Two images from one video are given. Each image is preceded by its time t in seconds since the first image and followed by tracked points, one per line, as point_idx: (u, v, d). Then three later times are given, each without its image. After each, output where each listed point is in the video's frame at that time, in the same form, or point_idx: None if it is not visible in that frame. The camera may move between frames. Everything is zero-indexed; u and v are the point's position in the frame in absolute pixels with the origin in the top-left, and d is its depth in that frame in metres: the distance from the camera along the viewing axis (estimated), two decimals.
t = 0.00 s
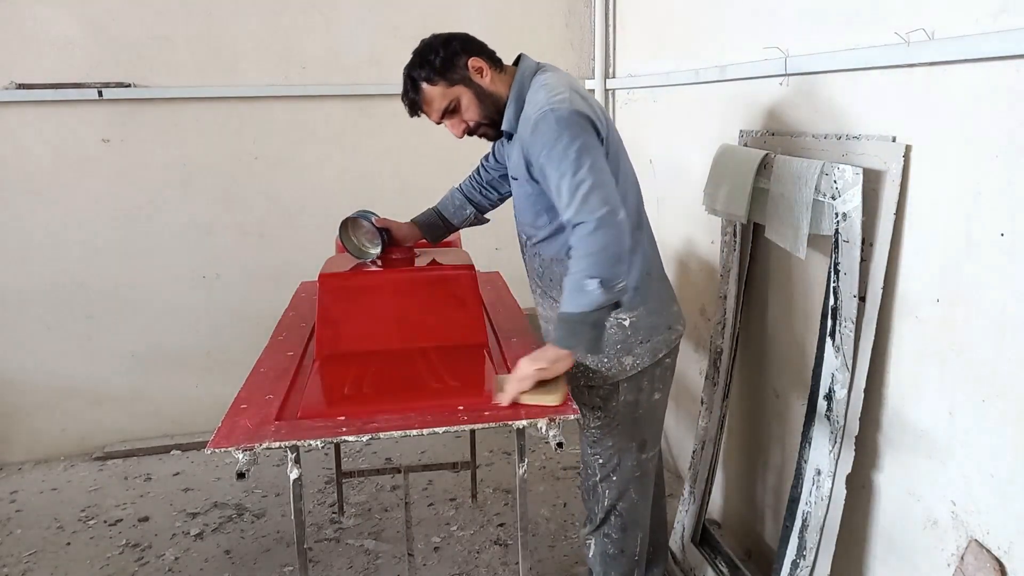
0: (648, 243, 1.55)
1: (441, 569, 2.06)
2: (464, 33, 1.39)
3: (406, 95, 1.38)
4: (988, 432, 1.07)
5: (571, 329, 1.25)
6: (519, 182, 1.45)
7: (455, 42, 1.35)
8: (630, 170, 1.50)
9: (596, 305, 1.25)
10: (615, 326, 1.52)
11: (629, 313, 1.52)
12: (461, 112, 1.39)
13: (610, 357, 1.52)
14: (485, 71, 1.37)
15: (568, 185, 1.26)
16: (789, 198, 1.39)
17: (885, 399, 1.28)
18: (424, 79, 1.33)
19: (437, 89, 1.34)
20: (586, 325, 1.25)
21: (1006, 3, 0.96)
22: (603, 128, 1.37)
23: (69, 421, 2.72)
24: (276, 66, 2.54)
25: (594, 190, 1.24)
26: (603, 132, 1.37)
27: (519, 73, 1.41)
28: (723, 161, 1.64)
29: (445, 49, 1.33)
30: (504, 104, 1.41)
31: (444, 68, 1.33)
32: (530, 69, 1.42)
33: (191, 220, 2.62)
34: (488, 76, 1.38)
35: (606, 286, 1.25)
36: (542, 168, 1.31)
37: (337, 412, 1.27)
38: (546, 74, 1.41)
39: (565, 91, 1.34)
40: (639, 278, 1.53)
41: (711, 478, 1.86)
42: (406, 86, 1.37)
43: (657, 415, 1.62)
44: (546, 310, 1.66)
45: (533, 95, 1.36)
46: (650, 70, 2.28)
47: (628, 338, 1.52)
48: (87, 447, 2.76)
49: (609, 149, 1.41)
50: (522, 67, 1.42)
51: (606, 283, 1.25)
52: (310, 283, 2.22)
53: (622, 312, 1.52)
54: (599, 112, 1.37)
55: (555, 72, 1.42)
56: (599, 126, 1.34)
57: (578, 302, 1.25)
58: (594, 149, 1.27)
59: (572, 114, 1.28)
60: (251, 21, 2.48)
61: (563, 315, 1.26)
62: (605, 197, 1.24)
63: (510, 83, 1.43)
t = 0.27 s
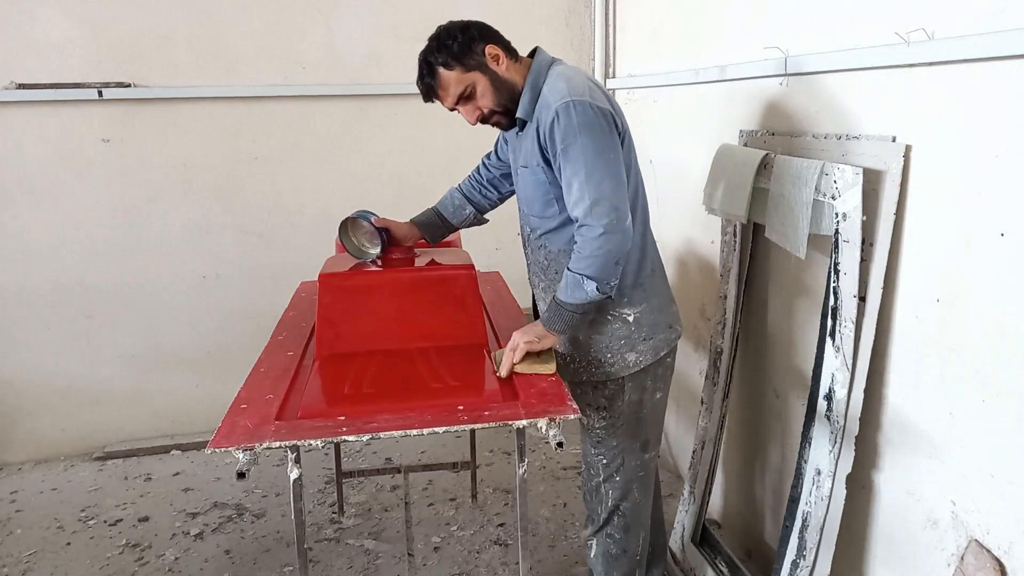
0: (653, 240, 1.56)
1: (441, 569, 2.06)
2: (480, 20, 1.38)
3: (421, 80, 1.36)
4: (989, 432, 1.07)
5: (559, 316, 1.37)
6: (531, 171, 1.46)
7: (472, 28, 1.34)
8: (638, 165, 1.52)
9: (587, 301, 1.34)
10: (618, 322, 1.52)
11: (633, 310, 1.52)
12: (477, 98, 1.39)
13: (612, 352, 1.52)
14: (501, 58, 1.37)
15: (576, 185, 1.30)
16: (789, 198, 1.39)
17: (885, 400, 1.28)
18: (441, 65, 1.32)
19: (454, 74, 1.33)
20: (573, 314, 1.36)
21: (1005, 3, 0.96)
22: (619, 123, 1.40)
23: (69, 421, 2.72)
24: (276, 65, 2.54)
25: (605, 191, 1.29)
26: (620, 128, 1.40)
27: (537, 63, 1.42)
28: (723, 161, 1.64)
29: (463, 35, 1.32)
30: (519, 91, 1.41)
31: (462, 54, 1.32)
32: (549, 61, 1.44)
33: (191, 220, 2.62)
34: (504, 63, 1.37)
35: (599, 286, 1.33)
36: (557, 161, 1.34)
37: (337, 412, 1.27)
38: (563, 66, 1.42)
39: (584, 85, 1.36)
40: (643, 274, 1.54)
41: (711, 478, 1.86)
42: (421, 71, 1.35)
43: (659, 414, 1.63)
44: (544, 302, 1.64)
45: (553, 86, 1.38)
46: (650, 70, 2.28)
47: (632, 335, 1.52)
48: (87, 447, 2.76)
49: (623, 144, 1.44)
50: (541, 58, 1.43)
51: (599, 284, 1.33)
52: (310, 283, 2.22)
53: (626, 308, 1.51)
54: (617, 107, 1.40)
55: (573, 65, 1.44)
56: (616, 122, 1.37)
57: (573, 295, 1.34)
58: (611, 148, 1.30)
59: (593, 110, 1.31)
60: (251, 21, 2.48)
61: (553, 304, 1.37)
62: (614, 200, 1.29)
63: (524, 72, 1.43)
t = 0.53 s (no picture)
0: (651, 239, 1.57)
1: (441, 569, 2.06)
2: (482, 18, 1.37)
3: (425, 80, 1.36)
4: (989, 432, 1.07)
5: (559, 319, 1.31)
6: (532, 170, 1.46)
7: (477, 29, 1.33)
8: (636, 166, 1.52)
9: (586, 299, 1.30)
10: (616, 320, 1.52)
11: (631, 309, 1.53)
12: (481, 98, 1.38)
13: (611, 351, 1.53)
14: (505, 59, 1.36)
15: (576, 182, 1.29)
16: (789, 198, 1.39)
17: (885, 400, 1.28)
18: (445, 64, 1.31)
19: (458, 74, 1.32)
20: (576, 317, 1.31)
21: (1005, 3, 0.96)
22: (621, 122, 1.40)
23: (69, 421, 2.72)
24: (276, 65, 2.54)
25: (605, 186, 1.28)
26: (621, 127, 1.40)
27: (541, 61, 1.41)
28: (723, 161, 1.64)
29: (467, 35, 1.32)
30: (523, 91, 1.41)
31: (466, 54, 1.31)
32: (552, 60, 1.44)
33: (191, 220, 2.62)
34: (509, 64, 1.37)
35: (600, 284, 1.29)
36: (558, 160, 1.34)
37: (337, 412, 1.27)
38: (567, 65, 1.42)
39: (586, 83, 1.36)
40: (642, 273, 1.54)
41: (710, 478, 1.86)
42: (425, 70, 1.35)
43: (657, 412, 1.63)
44: (542, 300, 1.65)
45: (555, 84, 1.38)
46: (650, 69, 2.28)
47: (630, 334, 1.53)
48: (87, 447, 2.76)
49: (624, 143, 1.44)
50: (544, 56, 1.43)
51: (600, 282, 1.29)
52: (310, 283, 2.22)
53: (624, 307, 1.52)
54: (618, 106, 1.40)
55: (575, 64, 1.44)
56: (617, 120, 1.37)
57: (573, 294, 1.30)
58: (611, 145, 1.30)
59: (595, 108, 1.31)
60: (251, 21, 2.48)
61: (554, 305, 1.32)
62: (614, 196, 1.28)
63: (529, 72, 1.42)
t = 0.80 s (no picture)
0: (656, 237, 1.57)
1: (441, 569, 2.06)
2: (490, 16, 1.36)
3: (431, 76, 1.35)
4: (989, 432, 1.07)
5: (557, 313, 1.39)
6: (537, 168, 1.46)
7: (485, 26, 1.32)
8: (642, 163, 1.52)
9: (583, 300, 1.36)
10: (620, 318, 1.52)
11: (636, 307, 1.52)
12: (486, 96, 1.38)
13: (613, 349, 1.53)
14: (512, 58, 1.36)
15: (581, 188, 1.31)
16: (789, 198, 1.39)
17: (885, 399, 1.28)
18: (452, 61, 1.31)
19: (465, 72, 1.32)
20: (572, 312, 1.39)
21: (1005, 3, 0.96)
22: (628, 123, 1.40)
23: (69, 421, 2.72)
24: (276, 65, 2.54)
25: (609, 193, 1.29)
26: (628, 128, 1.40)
27: (547, 62, 1.41)
28: (723, 161, 1.64)
29: (476, 33, 1.31)
30: (528, 90, 1.41)
31: (474, 52, 1.31)
32: (559, 59, 1.43)
33: (191, 220, 2.62)
34: (515, 63, 1.37)
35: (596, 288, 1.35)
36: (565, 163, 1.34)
37: (337, 412, 1.27)
38: (575, 64, 1.41)
39: (595, 85, 1.36)
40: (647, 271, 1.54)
41: (711, 478, 1.86)
42: (431, 66, 1.33)
43: (659, 412, 1.63)
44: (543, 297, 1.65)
45: (564, 85, 1.37)
46: (650, 69, 2.28)
47: (634, 332, 1.53)
48: (87, 447, 2.76)
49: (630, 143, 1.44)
50: (552, 56, 1.42)
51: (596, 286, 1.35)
52: (310, 283, 2.22)
53: (628, 304, 1.52)
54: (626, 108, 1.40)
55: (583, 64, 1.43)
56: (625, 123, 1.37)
57: (570, 294, 1.36)
58: (618, 150, 1.30)
59: (604, 113, 1.31)
60: (251, 21, 2.48)
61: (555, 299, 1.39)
62: (618, 203, 1.30)
63: (535, 72, 1.43)
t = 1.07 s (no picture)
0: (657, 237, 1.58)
1: (441, 569, 2.06)
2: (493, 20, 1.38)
3: (432, 78, 1.36)
4: (988, 432, 1.07)
5: (568, 319, 1.24)
6: (541, 173, 1.46)
7: (489, 30, 1.34)
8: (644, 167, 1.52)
9: (597, 301, 1.24)
10: (625, 316, 1.53)
11: (638, 305, 1.54)
12: (486, 99, 1.39)
13: (618, 346, 1.53)
14: (513, 63, 1.37)
15: (587, 185, 1.27)
16: (789, 198, 1.39)
17: (885, 399, 1.28)
18: (454, 64, 1.32)
19: (466, 75, 1.33)
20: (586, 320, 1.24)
21: (1005, 3, 0.96)
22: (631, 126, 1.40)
23: (69, 421, 2.72)
24: (276, 65, 2.54)
25: (617, 189, 1.26)
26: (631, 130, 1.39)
27: (549, 66, 1.42)
28: (723, 161, 1.64)
29: (479, 36, 1.32)
30: (530, 94, 1.42)
31: (476, 55, 1.32)
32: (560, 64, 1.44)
33: (191, 220, 2.62)
34: (516, 68, 1.38)
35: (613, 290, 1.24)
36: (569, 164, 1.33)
37: (337, 412, 1.27)
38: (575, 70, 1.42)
39: (596, 89, 1.36)
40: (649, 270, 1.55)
41: (711, 478, 1.86)
42: (433, 68, 1.35)
43: (657, 409, 1.63)
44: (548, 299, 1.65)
45: (566, 90, 1.38)
46: (650, 70, 2.28)
47: (637, 329, 1.54)
48: (87, 447, 2.76)
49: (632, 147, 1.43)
50: (552, 62, 1.43)
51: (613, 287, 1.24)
52: (310, 283, 2.22)
53: (633, 303, 1.53)
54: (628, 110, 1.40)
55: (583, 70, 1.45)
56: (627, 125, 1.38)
57: (586, 298, 1.24)
58: (623, 149, 1.29)
59: (607, 114, 1.30)
60: (251, 21, 2.48)
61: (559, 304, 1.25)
62: (627, 199, 1.25)
63: (536, 76, 1.43)
